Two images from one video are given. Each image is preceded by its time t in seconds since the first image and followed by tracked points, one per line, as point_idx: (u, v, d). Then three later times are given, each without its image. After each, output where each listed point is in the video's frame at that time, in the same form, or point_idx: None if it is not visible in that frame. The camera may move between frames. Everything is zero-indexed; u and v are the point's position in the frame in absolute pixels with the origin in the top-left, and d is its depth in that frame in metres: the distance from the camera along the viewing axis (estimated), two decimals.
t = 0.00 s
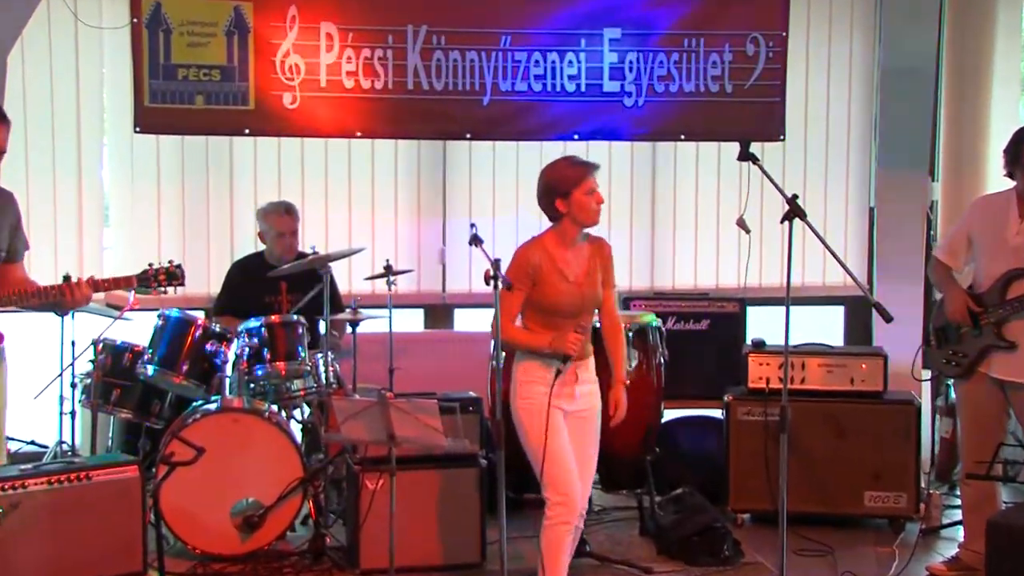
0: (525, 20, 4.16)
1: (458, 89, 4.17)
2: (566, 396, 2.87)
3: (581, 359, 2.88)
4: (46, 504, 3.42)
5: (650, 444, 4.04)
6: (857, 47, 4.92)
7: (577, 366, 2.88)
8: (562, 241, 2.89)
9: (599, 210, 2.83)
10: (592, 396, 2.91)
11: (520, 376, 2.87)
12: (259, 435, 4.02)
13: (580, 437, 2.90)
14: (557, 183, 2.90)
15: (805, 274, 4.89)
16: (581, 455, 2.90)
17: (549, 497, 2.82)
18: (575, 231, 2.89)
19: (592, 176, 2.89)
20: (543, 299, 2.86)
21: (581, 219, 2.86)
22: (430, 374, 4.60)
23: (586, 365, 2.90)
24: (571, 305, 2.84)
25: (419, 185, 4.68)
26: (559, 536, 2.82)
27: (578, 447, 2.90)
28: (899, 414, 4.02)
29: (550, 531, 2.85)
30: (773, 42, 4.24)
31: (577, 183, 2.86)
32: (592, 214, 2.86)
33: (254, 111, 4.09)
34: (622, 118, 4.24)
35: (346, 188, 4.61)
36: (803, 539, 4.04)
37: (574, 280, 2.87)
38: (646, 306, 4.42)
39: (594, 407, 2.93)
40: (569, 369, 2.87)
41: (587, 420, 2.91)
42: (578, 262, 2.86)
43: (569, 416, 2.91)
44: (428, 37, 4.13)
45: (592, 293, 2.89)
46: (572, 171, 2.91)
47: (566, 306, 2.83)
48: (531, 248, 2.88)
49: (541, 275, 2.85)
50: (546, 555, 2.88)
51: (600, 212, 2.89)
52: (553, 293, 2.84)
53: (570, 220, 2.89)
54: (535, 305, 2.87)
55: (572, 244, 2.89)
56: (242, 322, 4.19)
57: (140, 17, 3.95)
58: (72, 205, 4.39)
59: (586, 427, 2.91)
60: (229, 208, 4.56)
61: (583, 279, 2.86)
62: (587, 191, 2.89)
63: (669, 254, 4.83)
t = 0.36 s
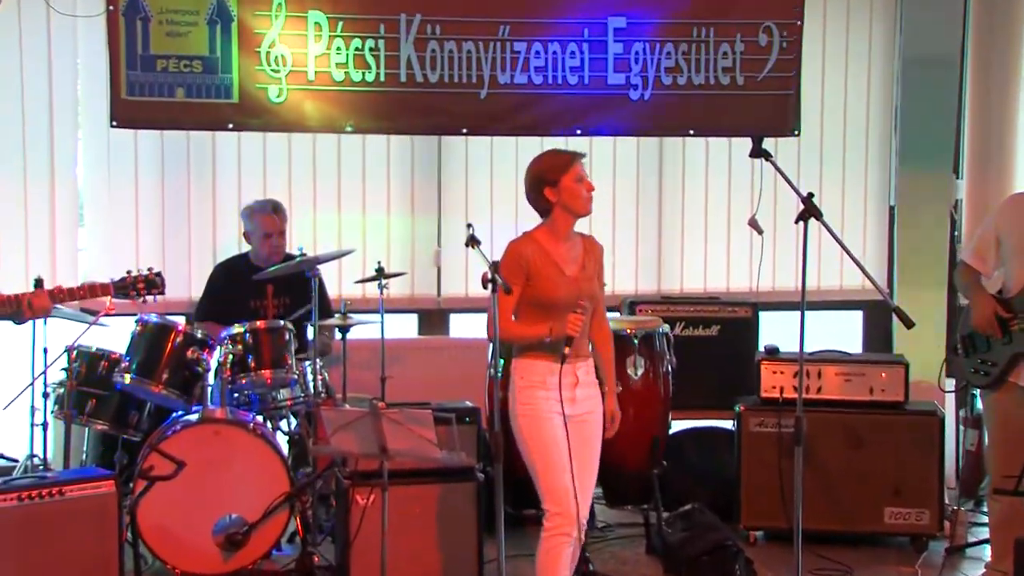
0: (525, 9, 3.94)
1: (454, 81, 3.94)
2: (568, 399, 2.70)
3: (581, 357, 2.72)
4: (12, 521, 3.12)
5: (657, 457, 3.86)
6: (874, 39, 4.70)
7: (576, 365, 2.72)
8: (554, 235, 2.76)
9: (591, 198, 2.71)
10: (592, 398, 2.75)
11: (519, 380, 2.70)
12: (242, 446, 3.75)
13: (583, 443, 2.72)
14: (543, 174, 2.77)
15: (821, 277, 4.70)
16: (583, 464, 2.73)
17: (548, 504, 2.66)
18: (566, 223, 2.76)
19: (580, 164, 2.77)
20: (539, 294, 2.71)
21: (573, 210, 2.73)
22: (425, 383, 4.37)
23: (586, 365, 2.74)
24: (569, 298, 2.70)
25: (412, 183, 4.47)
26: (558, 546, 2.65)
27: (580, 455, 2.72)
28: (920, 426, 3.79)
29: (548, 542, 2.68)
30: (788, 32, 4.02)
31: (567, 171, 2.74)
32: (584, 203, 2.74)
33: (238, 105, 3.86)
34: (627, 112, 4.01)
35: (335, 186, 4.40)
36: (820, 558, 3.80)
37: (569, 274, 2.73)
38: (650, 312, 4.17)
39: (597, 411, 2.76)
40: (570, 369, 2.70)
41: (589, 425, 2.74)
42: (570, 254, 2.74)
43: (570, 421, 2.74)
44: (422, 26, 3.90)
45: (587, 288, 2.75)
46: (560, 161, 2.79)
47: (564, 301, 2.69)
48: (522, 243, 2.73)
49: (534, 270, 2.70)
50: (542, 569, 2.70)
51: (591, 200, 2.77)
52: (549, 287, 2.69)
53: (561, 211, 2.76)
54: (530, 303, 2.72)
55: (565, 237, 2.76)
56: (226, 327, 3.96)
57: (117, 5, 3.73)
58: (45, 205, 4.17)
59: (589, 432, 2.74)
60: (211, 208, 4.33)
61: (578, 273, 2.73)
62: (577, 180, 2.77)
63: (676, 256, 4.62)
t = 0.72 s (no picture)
0: None
1: (451, 73, 3.73)
2: (563, 409, 2.57)
3: (577, 363, 2.59)
4: None
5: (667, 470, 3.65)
6: (896, 28, 4.46)
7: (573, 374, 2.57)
8: (548, 235, 2.64)
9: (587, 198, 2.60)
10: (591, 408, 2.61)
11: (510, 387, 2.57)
12: (226, 460, 3.48)
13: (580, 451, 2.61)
14: (537, 171, 2.64)
15: (839, 280, 4.48)
16: (581, 474, 2.61)
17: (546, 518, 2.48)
18: (560, 222, 2.65)
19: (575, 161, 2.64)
20: (531, 297, 2.59)
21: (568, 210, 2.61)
22: (419, 392, 4.16)
23: (584, 372, 2.61)
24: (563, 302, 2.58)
25: (406, 180, 4.26)
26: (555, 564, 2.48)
27: (576, 465, 2.61)
28: (946, 439, 3.57)
29: (545, 560, 2.50)
30: (803, 21, 3.81)
31: (562, 168, 2.61)
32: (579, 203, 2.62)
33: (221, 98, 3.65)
34: (633, 105, 3.80)
35: (325, 183, 4.20)
36: None
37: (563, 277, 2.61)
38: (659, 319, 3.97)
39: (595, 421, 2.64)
40: (566, 377, 2.57)
41: (586, 435, 2.62)
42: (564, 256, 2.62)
43: (566, 431, 2.61)
44: (417, 15, 3.70)
45: (582, 292, 2.64)
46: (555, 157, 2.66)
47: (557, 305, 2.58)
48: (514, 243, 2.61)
49: (526, 272, 2.58)
50: None
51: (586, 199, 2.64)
52: (542, 291, 2.58)
53: (554, 210, 2.64)
54: (521, 307, 2.60)
55: (558, 239, 2.64)
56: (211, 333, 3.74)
57: None
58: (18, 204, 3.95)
59: (586, 442, 2.61)
60: (194, 208, 4.12)
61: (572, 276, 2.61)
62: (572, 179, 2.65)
63: (684, 258, 4.41)
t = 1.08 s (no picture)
0: None
1: (448, 65, 3.52)
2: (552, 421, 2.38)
3: (567, 371, 2.41)
4: None
5: (676, 485, 3.45)
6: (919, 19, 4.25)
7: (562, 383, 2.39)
8: (535, 234, 2.44)
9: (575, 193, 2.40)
10: (585, 420, 2.42)
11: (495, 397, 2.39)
12: (207, 473, 3.23)
13: (574, 464, 2.42)
14: (523, 167, 2.44)
15: (857, 285, 4.28)
16: (574, 489, 2.42)
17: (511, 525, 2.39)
18: (547, 220, 2.45)
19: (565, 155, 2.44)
20: (518, 299, 2.39)
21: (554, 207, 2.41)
22: (415, 400, 3.96)
23: (575, 381, 2.42)
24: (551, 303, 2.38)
25: (400, 178, 4.05)
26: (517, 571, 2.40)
27: (570, 479, 2.42)
28: (973, 453, 3.34)
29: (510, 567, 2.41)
30: (820, 9, 3.61)
31: (549, 163, 2.41)
32: (567, 199, 2.42)
33: (203, 91, 3.44)
34: (641, 99, 3.59)
35: (315, 181, 3.99)
36: None
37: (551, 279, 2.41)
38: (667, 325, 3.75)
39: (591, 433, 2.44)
40: (555, 387, 2.39)
41: (581, 449, 2.42)
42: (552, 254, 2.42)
43: (561, 445, 2.41)
44: (411, 4, 3.50)
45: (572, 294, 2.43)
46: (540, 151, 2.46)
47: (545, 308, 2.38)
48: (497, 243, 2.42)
49: (512, 274, 2.39)
50: None
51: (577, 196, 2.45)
52: (528, 293, 2.38)
53: (541, 207, 2.44)
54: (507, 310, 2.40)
55: (546, 237, 2.44)
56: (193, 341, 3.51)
57: None
58: None
59: (583, 454, 2.43)
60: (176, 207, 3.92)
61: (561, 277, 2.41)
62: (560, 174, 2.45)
63: (695, 260, 4.21)
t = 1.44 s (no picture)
0: None
1: (444, 57, 3.32)
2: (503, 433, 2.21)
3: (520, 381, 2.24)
4: None
5: (688, 503, 3.23)
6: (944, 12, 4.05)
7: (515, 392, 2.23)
8: (501, 239, 2.30)
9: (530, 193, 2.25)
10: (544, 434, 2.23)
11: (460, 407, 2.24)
12: (191, 494, 2.97)
13: (537, 482, 2.22)
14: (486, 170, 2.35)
15: (879, 291, 4.10)
16: (543, 509, 2.21)
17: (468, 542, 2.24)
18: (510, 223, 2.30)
19: (523, 156, 2.29)
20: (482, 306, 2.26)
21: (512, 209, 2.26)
22: (409, 411, 3.75)
23: (530, 393, 2.23)
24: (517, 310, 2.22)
25: (394, 178, 3.85)
26: None
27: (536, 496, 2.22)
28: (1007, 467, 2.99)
29: None
30: None
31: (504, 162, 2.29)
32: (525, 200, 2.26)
33: (184, 84, 3.24)
34: (649, 93, 3.39)
35: (306, 181, 3.80)
36: None
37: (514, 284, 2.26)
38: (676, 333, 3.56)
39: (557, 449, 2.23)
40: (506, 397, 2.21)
41: (544, 464, 2.22)
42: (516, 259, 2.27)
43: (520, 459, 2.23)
44: None
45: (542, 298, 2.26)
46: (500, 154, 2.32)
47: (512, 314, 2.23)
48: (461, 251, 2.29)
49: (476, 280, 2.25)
50: None
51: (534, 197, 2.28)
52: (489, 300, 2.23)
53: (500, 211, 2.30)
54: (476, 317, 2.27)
55: (512, 242, 2.29)
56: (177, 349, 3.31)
57: None
58: None
59: (548, 471, 2.21)
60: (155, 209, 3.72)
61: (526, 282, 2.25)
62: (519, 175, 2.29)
63: (705, 264, 4.01)
